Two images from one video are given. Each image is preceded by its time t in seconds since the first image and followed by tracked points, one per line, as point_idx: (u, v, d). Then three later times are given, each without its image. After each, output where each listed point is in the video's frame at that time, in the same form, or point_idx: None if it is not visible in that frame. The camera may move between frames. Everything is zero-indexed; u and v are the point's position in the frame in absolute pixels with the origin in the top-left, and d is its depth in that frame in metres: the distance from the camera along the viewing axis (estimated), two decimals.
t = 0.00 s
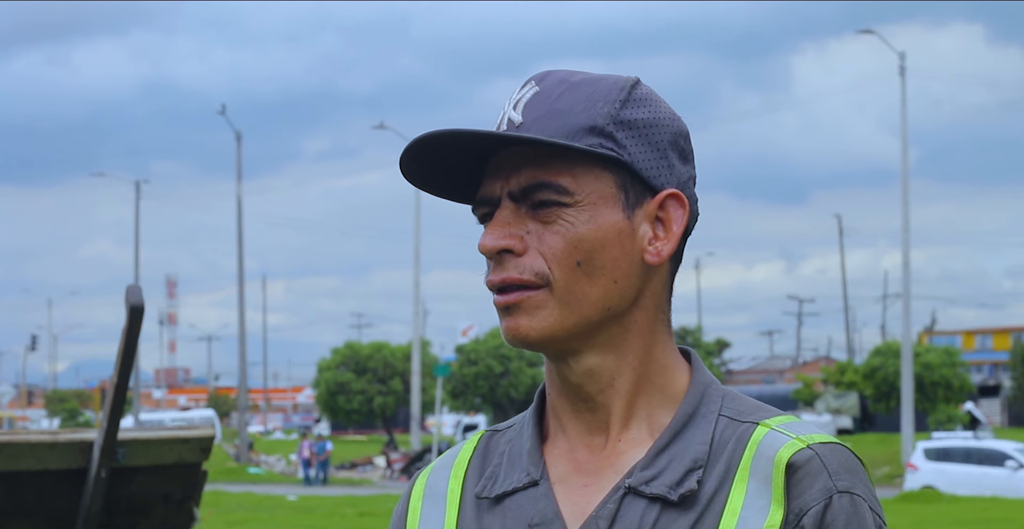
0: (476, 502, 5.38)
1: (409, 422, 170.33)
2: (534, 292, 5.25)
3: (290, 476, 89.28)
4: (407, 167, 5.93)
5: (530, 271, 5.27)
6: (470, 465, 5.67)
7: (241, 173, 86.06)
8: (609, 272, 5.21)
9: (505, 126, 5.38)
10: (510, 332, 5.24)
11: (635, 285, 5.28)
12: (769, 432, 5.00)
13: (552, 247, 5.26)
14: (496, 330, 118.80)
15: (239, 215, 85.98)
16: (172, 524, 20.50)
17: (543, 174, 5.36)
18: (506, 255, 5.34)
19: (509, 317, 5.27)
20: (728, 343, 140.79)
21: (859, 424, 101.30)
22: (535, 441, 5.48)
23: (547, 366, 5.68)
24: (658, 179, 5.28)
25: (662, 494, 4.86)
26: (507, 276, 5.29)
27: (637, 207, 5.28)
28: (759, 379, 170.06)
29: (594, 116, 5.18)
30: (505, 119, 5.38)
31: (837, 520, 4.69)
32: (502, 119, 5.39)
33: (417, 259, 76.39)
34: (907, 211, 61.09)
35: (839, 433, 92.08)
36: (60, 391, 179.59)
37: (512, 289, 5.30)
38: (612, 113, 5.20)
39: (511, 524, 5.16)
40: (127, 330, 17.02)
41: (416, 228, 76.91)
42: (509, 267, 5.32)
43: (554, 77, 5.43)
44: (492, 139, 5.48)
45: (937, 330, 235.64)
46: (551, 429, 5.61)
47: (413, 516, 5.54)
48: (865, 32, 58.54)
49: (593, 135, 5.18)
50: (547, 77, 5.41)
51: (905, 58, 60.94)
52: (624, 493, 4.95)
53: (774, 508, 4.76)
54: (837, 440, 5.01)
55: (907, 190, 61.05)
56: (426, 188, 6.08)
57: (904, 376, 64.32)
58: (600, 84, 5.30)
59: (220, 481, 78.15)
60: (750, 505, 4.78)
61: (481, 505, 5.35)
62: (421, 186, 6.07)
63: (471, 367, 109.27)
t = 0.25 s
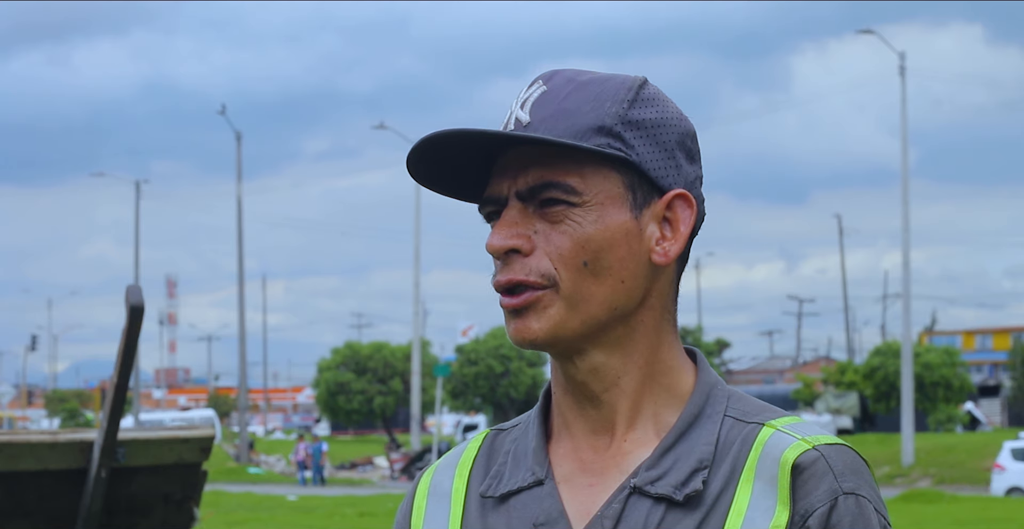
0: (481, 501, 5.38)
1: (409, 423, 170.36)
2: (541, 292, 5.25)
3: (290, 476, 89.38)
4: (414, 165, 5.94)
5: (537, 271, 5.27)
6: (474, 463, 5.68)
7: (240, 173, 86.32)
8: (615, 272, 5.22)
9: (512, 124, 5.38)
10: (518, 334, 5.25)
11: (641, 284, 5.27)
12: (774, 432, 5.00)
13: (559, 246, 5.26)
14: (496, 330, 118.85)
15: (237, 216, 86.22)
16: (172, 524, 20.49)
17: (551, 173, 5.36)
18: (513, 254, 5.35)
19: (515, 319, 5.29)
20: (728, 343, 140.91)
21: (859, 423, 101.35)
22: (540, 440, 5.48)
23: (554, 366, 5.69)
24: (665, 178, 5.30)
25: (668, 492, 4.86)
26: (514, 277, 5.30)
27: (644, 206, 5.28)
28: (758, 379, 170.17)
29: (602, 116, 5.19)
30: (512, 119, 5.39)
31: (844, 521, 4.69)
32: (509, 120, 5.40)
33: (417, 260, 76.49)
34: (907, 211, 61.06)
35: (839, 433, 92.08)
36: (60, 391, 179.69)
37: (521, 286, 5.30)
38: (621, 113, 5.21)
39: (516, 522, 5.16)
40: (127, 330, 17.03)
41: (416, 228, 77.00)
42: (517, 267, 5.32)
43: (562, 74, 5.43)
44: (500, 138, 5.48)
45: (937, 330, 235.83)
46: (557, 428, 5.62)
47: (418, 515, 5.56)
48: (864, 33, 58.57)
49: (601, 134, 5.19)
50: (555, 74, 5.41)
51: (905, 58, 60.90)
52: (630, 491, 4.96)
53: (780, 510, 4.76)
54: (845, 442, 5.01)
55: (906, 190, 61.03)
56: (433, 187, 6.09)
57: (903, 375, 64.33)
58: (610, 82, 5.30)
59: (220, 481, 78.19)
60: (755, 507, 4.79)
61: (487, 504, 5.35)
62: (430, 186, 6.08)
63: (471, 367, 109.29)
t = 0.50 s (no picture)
0: (487, 500, 5.37)
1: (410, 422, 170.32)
2: (532, 294, 5.28)
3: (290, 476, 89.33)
4: (409, 170, 5.94)
5: (527, 272, 5.31)
6: (480, 462, 5.66)
7: (241, 173, 86.51)
8: (603, 270, 5.21)
9: (503, 127, 5.40)
10: (512, 339, 5.29)
11: (635, 283, 5.27)
12: (780, 434, 4.99)
13: (551, 245, 5.27)
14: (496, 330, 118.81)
15: (239, 215, 86.40)
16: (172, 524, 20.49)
17: (535, 175, 5.38)
18: (501, 255, 5.39)
19: (509, 324, 5.32)
20: (728, 343, 140.88)
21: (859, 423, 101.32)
22: (542, 440, 5.49)
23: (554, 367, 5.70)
24: (656, 176, 5.27)
25: (673, 495, 4.87)
26: (506, 277, 5.33)
27: (633, 202, 5.26)
28: (759, 379, 170.17)
29: (581, 115, 5.20)
30: (503, 123, 5.40)
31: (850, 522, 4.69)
32: (502, 124, 5.40)
33: (417, 260, 76.45)
34: (907, 211, 60.96)
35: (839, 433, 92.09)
36: (60, 391, 179.65)
37: (514, 292, 5.34)
38: (599, 110, 5.21)
39: (521, 522, 5.17)
40: (127, 330, 17.02)
41: (416, 228, 77.05)
42: (506, 270, 5.36)
43: (551, 77, 5.44)
44: (490, 143, 5.50)
45: (937, 330, 235.65)
46: (559, 427, 5.63)
47: (423, 514, 5.54)
48: (865, 32, 58.47)
49: (579, 132, 5.19)
50: (544, 79, 5.43)
51: (905, 58, 60.78)
52: (634, 494, 4.96)
53: (787, 512, 4.75)
54: (851, 445, 5.01)
55: (907, 190, 60.92)
56: (427, 192, 6.10)
57: (903, 375, 64.31)
58: (590, 81, 5.31)
59: (220, 481, 78.18)
60: (762, 508, 4.79)
61: (491, 504, 5.35)
62: (423, 189, 6.07)
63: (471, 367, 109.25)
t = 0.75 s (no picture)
0: (486, 500, 5.38)
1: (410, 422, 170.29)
2: (530, 295, 5.27)
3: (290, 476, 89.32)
4: (409, 172, 5.96)
5: (526, 271, 5.29)
6: (477, 463, 5.67)
7: (241, 173, 86.62)
8: (603, 271, 5.21)
9: (501, 129, 5.40)
10: (511, 338, 5.26)
11: (631, 284, 5.26)
12: (780, 433, 4.99)
13: (542, 247, 5.27)
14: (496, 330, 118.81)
15: (239, 216, 86.53)
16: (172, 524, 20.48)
17: (538, 174, 5.37)
18: (498, 256, 5.38)
19: (506, 324, 5.30)
20: (728, 343, 140.90)
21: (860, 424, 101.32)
22: (542, 441, 5.49)
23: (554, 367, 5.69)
24: (656, 177, 5.28)
25: (671, 494, 4.87)
26: (500, 279, 5.32)
27: (630, 204, 5.26)
28: (759, 379, 170.12)
29: (582, 115, 5.19)
30: (502, 122, 5.40)
31: (848, 520, 4.70)
32: (498, 124, 5.40)
33: (417, 260, 76.48)
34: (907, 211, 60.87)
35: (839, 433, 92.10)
36: (60, 391, 179.61)
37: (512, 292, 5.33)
38: (599, 112, 5.22)
39: (519, 522, 5.17)
40: (127, 330, 17.02)
41: (416, 229, 77.09)
42: (502, 271, 5.34)
43: (549, 78, 5.44)
44: (488, 143, 5.49)
45: (937, 330, 235.56)
46: (555, 428, 5.63)
47: (420, 515, 5.55)
48: (865, 31, 58.38)
49: (579, 133, 5.19)
50: (542, 79, 5.43)
51: (905, 58, 60.66)
52: (634, 494, 4.96)
53: (786, 511, 4.75)
54: (850, 444, 5.01)
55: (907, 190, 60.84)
56: (425, 191, 6.10)
57: (903, 375, 64.27)
58: (588, 83, 5.30)
59: (220, 481, 78.18)
60: (761, 507, 4.79)
61: (490, 504, 5.35)
62: (424, 191, 6.08)
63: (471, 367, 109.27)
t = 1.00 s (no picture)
0: (480, 500, 5.39)
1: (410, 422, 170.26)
2: (552, 288, 5.24)
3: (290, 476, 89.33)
4: (425, 157, 5.96)
5: (547, 265, 5.26)
6: (473, 462, 5.68)
7: (241, 173, 86.62)
8: (624, 270, 5.23)
9: (523, 118, 5.35)
10: (525, 330, 5.23)
11: (648, 283, 5.29)
12: (774, 433, 5.02)
13: (570, 242, 5.25)
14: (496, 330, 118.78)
15: (239, 216, 86.53)
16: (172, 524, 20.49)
17: (564, 169, 5.35)
18: (522, 247, 5.34)
19: (524, 316, 5.25)
20: (728, 343, 140.87)
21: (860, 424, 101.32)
22: (538, 440, 5.49)
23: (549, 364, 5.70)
24: (677, 179, 5.34)
25: (668, 494, 4.88)
26: (523, 268, 5.29)
27: (654, 206, 5.32)
28: (759, 379, 170.09)
29: (614, 114, 5.20)
30: (522, 113, 5.37)
31: (843, 522, 4.70)
32: (519, 109, 5.39)
33: (417, 260, 76.46)
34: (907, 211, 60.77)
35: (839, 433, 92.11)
36: (60, 391, 179.54)
37: (528, 283, 5.30)
38: (632, 111, 5.23)
39: (514, 522, 5.18)
40: (127, 331, 17.03)
41: (416, 229, 77.02)
42: (526, 262, 5.31)
43: (573, 71, 5.42)
44: (513, 132, 5.48)
45: (937, 330, 235.47)
46: (554, 426, 5.63)
47: (414, 513, 5.56)
48: (865, 31, 58.28)
49: (610, 133, 5.19)
50: (565, 72, 5.41)
51: (905, 58, 60.53)
52: (629, 493, 4.97)
53: (781, 510, 4.78)
54: (845, 444, 5.03)
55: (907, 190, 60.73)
56: (439, 176, 6.08)
57: (903, 375, 64.25)
58: (616, 82, 5.30)
59: (219, 481, 78.16)
60: (755, 507, 4.81)
61: (484, 504, 5.36)
62: (442, 180, 6.11)
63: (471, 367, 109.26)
